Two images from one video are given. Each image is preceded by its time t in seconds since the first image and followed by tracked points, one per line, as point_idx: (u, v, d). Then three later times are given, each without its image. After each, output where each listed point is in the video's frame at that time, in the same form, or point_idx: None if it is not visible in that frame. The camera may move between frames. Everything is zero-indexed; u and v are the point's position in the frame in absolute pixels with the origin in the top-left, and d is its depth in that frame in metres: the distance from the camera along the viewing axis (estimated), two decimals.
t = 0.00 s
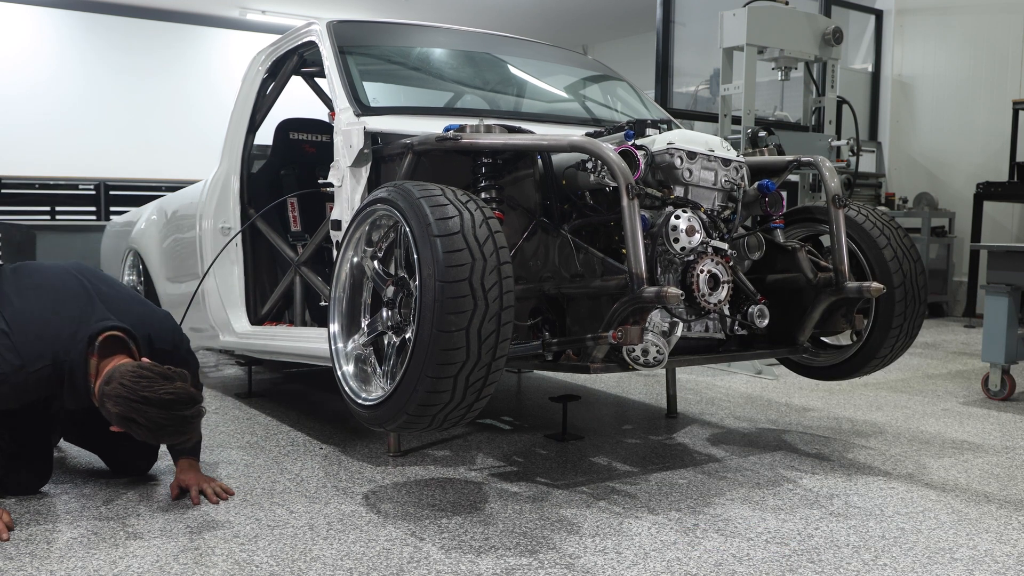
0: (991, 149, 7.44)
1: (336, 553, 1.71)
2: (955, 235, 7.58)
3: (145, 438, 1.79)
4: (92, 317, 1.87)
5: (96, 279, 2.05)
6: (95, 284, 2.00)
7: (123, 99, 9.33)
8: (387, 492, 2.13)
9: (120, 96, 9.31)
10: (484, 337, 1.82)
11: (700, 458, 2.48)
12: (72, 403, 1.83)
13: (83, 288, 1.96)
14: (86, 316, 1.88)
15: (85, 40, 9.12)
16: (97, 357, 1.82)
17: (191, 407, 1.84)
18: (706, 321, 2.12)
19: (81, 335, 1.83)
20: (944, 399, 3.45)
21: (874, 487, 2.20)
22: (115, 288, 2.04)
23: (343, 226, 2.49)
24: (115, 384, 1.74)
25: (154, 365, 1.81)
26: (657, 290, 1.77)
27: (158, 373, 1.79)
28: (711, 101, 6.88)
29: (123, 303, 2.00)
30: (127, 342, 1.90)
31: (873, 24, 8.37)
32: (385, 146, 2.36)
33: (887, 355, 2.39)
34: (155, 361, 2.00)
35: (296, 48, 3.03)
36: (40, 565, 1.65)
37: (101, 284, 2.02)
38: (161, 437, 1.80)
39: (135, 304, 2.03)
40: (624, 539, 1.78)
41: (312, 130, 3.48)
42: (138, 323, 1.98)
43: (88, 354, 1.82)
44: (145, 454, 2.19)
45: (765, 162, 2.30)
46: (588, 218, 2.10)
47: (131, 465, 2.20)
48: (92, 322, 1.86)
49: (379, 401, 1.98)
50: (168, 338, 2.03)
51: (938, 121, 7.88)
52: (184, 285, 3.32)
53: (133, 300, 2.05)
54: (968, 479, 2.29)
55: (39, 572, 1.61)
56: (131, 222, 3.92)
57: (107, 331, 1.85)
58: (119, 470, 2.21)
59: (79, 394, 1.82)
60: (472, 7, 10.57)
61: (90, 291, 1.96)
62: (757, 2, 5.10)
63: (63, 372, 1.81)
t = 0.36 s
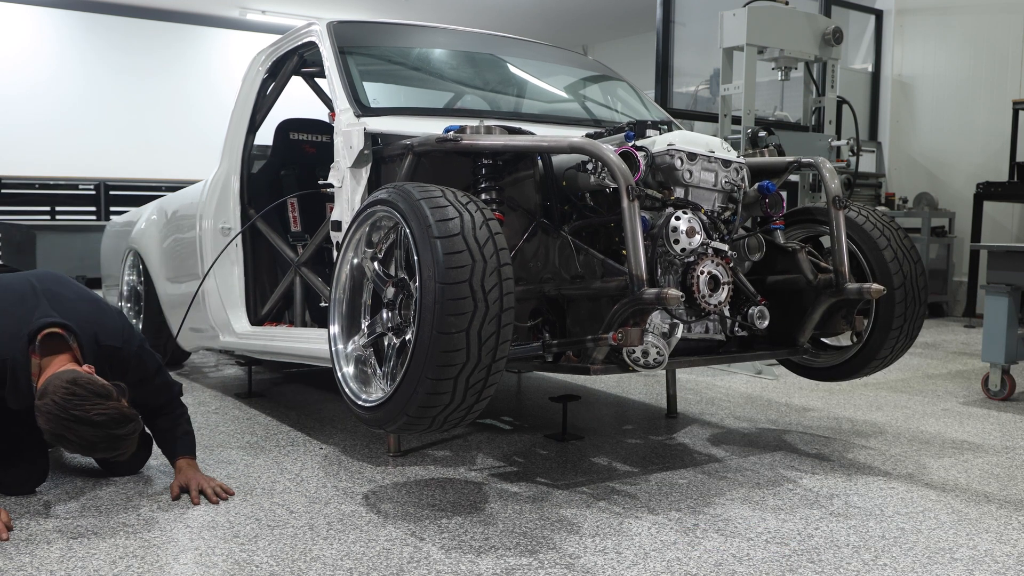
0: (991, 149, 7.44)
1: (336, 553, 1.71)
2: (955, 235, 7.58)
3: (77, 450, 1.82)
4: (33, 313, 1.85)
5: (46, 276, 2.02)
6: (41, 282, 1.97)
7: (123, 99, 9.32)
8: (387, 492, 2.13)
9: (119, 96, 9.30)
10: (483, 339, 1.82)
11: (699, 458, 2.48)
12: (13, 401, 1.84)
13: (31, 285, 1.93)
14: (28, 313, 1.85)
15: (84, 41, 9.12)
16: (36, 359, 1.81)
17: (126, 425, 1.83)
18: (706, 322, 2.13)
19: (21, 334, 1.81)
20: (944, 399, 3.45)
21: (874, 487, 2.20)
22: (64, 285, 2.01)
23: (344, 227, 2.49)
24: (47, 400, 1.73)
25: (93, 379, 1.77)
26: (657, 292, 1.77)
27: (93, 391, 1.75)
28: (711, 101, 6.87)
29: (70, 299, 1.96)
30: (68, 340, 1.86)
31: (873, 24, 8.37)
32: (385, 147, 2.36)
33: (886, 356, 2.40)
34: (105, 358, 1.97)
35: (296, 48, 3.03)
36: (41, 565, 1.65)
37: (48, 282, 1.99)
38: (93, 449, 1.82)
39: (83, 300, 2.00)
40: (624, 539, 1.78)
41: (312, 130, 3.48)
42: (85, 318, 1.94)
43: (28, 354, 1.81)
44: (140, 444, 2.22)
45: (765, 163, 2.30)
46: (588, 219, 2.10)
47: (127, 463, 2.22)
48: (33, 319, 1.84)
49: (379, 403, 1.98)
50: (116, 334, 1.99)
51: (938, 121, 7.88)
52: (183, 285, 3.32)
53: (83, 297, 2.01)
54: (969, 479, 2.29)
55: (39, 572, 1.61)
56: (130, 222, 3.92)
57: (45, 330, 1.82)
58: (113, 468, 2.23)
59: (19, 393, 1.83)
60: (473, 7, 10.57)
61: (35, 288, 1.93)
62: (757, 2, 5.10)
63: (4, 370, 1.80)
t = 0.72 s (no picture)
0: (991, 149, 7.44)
1: (336, 553, 1.71)
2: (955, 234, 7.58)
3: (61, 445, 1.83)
4: (21, 308, 1.87)
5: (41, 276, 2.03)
6: (33, 279, 1.98)
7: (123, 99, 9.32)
8: (387, 492, 2.13)
9: (119, 96, 9.30)
10: (483, 340, 1.82)
11: (699, 458, 2.48)
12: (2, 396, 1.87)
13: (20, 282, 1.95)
14: (15, 307, 1.87)
15: (84, 41, 9.12)
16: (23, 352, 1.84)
17: (110, 419, 1.83)
18: (707, 323, 2.12)
19: (7, 328, 1.84)
20: (943, 399, 3.45)
21: (874, 487, 2.20)
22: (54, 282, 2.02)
23: (344, 228, 2.49)
24: (31, 392, 1.75)
25: (76, 373, 1.78)
26: (657, 294, 1.78)
27: (76, 385, 1.76)
28: (711, 101, 6.86)
29: (59, 295, 1.98)
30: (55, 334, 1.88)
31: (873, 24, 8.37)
32: (385, 148, 2.36)
33: (886, 358, 2.40)
34: (94, 354, 1.97)
35: (296, 48, 3.03)
36: (41, 565, 1.65)
37: (40, 279, 2.00)
38: (78, 443, 1.83)
39: (74, 298, 2.00)
40: (624, 539, 1.78)
41: (312, 130, 3.48)
42: (72, 313, 1.95)
43: (15, 347, 1.84)
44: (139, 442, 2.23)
45: (766, 164, 2.31)
46: (589, 220, 2.10)
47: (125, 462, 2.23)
48: (20, 313, 1.86)
49: (379, 404, 1.98)
50: (104, 330, 1.99)
51: (938, 121, 7.88)
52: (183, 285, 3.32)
53: (73, 294, 2.02)
54: (969, 479, 2.29)
55: (39, 571, 1.61)
56: (130, 222, 3.92)
57: (31, 323, 1.84)
58: (111, 467, 2.23)
59: (8, 387, 1.86)
60: (473, 7, 10.57)
61: (25, 285, 1.95)
62: (757, 2, 5.11)
63: None
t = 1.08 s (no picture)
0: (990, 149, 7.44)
1: (336, 553, 1.71)
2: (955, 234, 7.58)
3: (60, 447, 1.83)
4: (20, 309, 1.87)
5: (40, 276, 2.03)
6: (31, 280, 1.98)
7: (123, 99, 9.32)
8: (387, 492, 2.13)
9: (119, 96, 9.30)
10: (484, 342, 1.82)
11: (699, 458, 2.48)
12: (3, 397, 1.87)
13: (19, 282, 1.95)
14: (14, 308, 1.87)
15: (84, 41, 9.12)
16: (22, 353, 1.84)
17: (110, 421, 1.84)
18: (707, 325, 2.10)
19: (7, 330, 1.84)
20: (943, 399, 3.45)
21: (874, 487, 2.20)
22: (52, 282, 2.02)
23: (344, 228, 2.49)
24: (31, 395, 1.75)
25: (76, 375, 1.78)
26: (657, 296, 1.78)
27: (76, 387, 1.76)
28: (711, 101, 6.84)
29: (59, 296, 1.98)
30: (54, 335, 1.89)
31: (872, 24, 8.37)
32: (386, 149, 2.36)
33: (886, 359, 2.40)
34: (94, 356, 1.98)
35: (297, 49, 3.03)
36: (41, 565, 1.65)
37: (39, 280, 2.00)
38: (77, 446, 1.83)
39: (73, 298, 2.00)
40: (624, 539, 1.79)
41: (312, 130, 3.48)
42: (72, 314, 1.96)
43: (15, 349, 1.84)
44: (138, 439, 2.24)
45: (766, 165, 2.31)
46: (589, 222, 2.09)
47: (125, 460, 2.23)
48: (19, 314, 1.86)
49: (379, 406, 1.98)
50: (105, 331, 1.99)
51: (938, 121, 7.88)
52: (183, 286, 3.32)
53: (73, 294, 2.02)
54: (969, 479, 2.29)
55: (39, 572, 1.61)
56: (130, 222, 3.92)
57: (31, 325, 1.84)
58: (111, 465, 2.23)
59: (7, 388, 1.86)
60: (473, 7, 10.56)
61: (24, 286, 1.95)
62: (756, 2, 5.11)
63: None
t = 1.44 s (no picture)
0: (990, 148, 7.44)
1: (336, 554, 1.71)
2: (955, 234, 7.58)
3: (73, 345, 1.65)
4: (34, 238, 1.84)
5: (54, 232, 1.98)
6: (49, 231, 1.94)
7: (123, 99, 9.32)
8: (387, 492, 2.13)
9: (119, 96, 9.29)
10: (484, 344, 1.82)
11: (700, 458, 2.48)
12: (15, 317, 1.78)
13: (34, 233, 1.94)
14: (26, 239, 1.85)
15: (84, 41, 9.11)
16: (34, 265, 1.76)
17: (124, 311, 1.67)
18: (707, 327, 2.10)
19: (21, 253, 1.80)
20: (943, 399, 3.46)
21: (874, 487, 2.20)
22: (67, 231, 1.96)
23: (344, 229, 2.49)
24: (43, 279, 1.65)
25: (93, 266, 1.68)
26: (658, 298, 1.78)
27: (92, 271, 1.66)
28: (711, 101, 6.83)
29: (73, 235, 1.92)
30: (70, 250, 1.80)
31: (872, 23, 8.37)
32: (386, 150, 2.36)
33: (886, 360, 2.40)
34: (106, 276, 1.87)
35: (298, 49, 3.03)
36: (41, 565, 1.65)
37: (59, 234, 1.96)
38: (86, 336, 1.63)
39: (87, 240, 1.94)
40: (624, 539, 1.79)
41: (312, 130, 3.48)
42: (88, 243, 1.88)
43: (30, 265, 1.77)
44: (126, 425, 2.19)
45: (766, 167, 2.31)
46: (589, 224, 2.09)
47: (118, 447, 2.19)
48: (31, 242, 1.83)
49: (379, 408, 1.98)
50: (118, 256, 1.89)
51: (937, 121, 7.88)
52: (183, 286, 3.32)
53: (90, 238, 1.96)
54: (968, 479, 2.30)
55: (39, 572, 1.61)
56: (130, 222, 3.92)
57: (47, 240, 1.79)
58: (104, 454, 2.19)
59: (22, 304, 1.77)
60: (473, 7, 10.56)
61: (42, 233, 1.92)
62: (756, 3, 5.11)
63: (6, 286, 1.77)
